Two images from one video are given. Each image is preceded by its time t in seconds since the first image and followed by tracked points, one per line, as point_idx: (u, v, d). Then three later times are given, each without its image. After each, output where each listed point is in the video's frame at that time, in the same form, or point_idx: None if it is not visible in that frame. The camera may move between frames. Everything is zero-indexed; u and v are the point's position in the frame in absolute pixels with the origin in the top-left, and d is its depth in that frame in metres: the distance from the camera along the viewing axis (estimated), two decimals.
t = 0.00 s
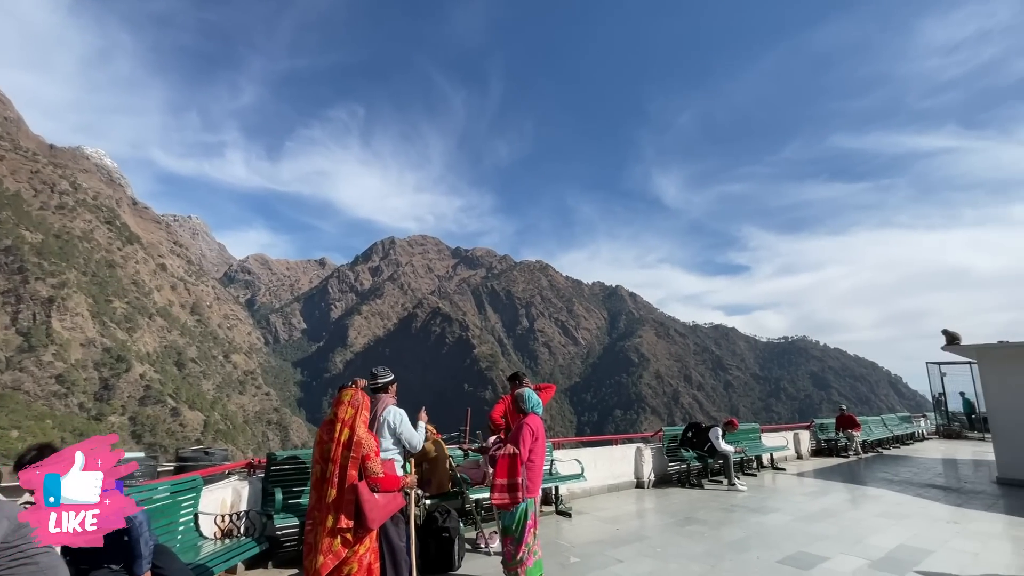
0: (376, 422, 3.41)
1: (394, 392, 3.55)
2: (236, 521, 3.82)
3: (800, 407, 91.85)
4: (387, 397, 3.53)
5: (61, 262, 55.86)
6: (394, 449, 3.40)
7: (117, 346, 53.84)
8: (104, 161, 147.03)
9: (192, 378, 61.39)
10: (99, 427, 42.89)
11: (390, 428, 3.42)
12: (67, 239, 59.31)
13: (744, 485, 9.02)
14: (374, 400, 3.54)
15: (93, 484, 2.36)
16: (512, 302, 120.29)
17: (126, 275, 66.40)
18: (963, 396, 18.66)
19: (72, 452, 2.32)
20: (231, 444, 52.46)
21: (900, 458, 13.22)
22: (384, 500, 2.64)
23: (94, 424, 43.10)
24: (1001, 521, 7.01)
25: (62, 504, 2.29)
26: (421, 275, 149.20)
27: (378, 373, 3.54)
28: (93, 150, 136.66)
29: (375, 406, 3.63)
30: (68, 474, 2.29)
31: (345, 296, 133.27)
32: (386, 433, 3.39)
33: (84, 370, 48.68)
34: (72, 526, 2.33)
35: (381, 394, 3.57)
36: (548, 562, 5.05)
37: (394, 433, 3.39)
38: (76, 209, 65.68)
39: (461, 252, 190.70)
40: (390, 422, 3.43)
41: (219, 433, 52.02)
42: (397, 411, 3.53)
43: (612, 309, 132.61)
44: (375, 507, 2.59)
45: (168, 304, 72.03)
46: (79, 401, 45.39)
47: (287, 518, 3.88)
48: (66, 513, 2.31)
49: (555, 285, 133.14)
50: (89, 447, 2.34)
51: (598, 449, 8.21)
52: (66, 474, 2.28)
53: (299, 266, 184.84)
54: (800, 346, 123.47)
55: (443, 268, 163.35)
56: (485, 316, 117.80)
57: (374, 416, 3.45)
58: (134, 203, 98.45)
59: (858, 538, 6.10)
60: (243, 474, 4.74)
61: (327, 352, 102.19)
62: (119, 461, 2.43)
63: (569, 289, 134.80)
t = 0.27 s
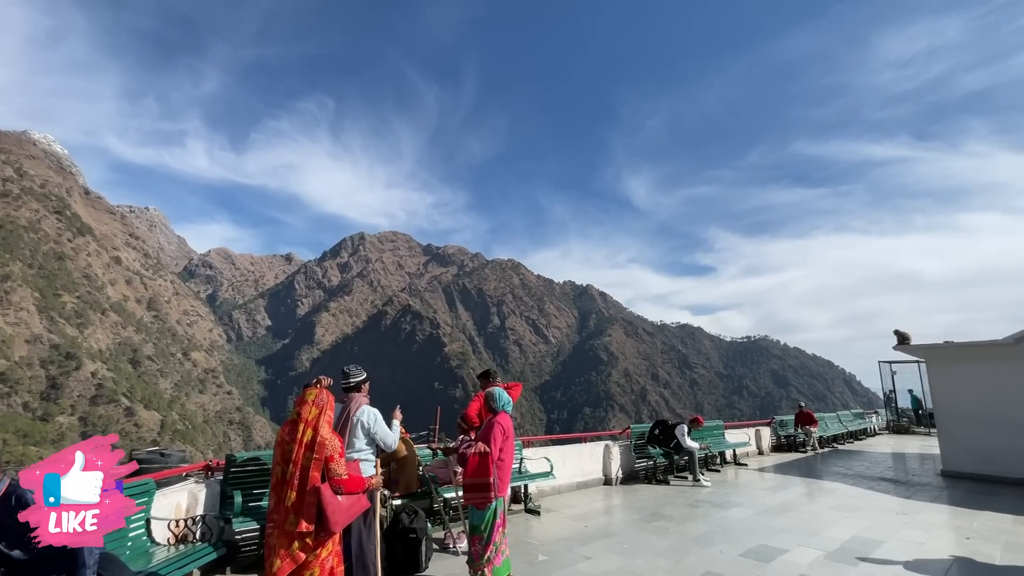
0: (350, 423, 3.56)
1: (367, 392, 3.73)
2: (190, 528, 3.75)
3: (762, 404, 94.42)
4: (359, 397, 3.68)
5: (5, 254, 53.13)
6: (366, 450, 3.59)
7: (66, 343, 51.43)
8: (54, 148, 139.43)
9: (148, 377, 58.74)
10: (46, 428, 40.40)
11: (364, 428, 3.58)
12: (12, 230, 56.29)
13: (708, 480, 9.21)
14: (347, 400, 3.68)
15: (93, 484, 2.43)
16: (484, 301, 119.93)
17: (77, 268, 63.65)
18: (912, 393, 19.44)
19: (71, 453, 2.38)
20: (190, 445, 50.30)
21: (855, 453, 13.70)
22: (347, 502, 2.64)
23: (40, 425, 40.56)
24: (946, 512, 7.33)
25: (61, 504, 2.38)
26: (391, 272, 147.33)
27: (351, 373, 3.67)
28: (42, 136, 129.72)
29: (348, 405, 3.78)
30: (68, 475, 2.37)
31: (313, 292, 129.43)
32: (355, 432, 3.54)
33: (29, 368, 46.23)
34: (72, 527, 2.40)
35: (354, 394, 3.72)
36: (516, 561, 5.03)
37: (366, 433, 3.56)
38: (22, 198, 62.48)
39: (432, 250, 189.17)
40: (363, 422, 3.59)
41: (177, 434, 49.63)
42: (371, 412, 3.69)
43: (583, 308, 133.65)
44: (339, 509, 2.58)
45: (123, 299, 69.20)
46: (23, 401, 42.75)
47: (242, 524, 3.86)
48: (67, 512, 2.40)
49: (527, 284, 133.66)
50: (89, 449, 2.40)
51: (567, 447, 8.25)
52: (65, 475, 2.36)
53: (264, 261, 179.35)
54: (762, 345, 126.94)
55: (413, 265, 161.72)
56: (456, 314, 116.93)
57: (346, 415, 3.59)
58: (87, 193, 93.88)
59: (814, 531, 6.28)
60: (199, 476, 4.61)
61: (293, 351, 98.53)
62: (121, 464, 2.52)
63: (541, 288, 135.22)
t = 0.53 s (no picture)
0: (324, 422, 3.54)
1: (340, 390, 3.74)
2: (146, 532, 3.51)
3: (728, 402, 96.66)
4: (334, 396, 3.69)
5: None
6: (343, 449, 3.61)
7: (16, 340, 49.16)
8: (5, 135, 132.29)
9: (105, 376, 56.23)
10: None
11: (339, 427, 3.59)
12: None
13: (677, 477, 9.36)
14: (321, 398, 3.66)
15: (94, 485, 2.65)
16: (458, 299, 119.34)
17: (28, 262, 60.90)
18: (870, 390, 20.31)
19: (72, 454, 2.56)
20: (149, 446, 48.26)
21: (816, 448, 14.14)
22: (313, 503, 2.63)
23: None
24: (901, 504, 7.59)
25: (62, 504, 2.48)
26: (363, 269, 145.13)
27: (326, 371, 3.68)
28: None
29: (322, 404, 3.76)
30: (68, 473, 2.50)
31: (281, 289, 126.54)
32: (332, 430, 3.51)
33: None
34: (69, 527, 2.50)
35: (328, 393, 3.70)
36: (487, 559, 5.01)
37: (343, 433, 3.58)
38: None
39: (405, 247, 187.35)
40: (339, 422, 3.58)
41: (137, 435, 47.62)
42: (346, 410, 3.69)
43: (556, 306, 134.33)
44: (302, 512, 2.55)
45: (78, 295, 66.52)
46: None
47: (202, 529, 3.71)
48: (66, 512, 2.51)
49: (501, 282, 133.89)
50: (89, 448, 2.63)
51: (540, 446, 8.25)
52: (66, 473, 2.49)
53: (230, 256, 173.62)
54: (729, 344, 129.92)
55: (386, 263, 159.79)
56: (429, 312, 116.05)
57: (321, 415, 3.56)
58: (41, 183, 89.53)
59: (778, 524, 6.43)
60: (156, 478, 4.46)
61: (262, 348, 93.87)
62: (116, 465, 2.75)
63: (515, 287, 135.44)
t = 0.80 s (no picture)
0: (303, 421, 3.47)
1: (320, 390, 3.67)
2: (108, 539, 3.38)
3: (704, 400, 98.20)
4: (313, 396, 3.62)
5: None
6: (321, 449, 3.54)
7: None
8: None
9: (70, 375, 53.83)
10: None
11: (318, 427, 3.52)
12: None
13: (654, 474, 9.45)
14: (301, 398, 3.59)
15: (94, 485, 3.16)
16: (438, 298, 118.58)
17: None
18: (839, 388, 20.96)
19: (72, 454, 3.03)
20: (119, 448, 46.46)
21: (789, 445, 14.43)
22: (285, 506, 2.66)
23: None
24: (869, 499, 7.80)
25: (61, 503, 3.04)
26: (342, 268, 143.28)
27: (304, 370, 3.62)
28: None
29: (298, 403, 3.69)
30: (67, 473, 3.02)
31: (256, 286, 123.88)
32: (309, 431, 3.45)
33: None
34: (71, 526, 3.10)
35: (307, 392, 3.63)
36: (465, 560, 4.98)
37: (322, 433, 3.51)
38: None
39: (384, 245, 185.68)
40: (317, 421, 3.51)
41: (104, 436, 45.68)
42: (327, 410, 3.61)
43: (536, 306, 134.65)
44: (272, 515, 2.57)
45: (41, 291, 64.15)
46: None
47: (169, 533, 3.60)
48: (66, 512, 3.07)
49: (482, 281, 133.77)
50: (88, 449, 3.07)
51: (519, 445, 8.23)
52: (64, 474, 3.01)
53: (203, 253, 168.84)
54: (705, 343, 132.03)
55: (365, 261, 158.27)
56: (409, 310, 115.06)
57: (301, 413, 3.50)
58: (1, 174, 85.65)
59: (752, 521, 6.52)
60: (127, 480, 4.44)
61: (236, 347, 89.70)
62: (115, 466, 3.25)
63: (495, 286, 135.33)
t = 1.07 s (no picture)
0: (279, 421, 3.39)
1: (295, 389, 3.60)
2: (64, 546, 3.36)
3: (680, 398, 99.44)
4: (287, 395, 3.55)
5: None
6: (297, 451, 3.47)
7: None
8: None
9: (30, 374, 51.33)
10: None
11: (295, 428, 3.45)
12: None
13: (631, 472, 9.52)
14: (275, 397, 3.51)
15: (94, 484, 3.28)
16: (416, 296, 117.62)
17: None
18: (809, 387, 21.47)
19: (72, 453, 3.15)
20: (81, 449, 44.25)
21: (761, 442, 14.69)
22: (251, 510, 2.69)
23: None
24: (837, 494, 7.99)
25: (61, 504, 3.12)
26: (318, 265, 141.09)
27: (279, 369, 3.55)
28: None
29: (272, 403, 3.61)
30: (67, 474, 3.11)
31: (229, 283, 121.10)
32: (283, 433, 3.39)
33: None
34: (72, 526, 3.17)
35: (282, 392, 3.56)
36: (441, 560, 4.93)
37: (299, 433, 3.44)
38: None
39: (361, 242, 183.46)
40: (295, 421, 3.45)
41: (65, 437, 43.49)
42: (303, 410, 3.55)
43: (515, 305, 134.66)
44: (236, 518, 2.60)
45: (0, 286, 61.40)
46: None
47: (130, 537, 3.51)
48: (67, 512, 3.15)
49: (461, 279, 133.43)
50: (89, 449, 3.19)
51: (496, 444, 8.21)
52: (64, 475, 3.10)
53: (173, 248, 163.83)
54: (681, 342, 133.70)
55: (342, 258, 156.20)
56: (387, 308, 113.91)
57: (275, 414, 3.42)
58: None
59: (724, 517, 6.62)
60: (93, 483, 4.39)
61: (207, 345, 87.07)
62: (115, 466, 3.39)
63: (474, 285, 134.93)
